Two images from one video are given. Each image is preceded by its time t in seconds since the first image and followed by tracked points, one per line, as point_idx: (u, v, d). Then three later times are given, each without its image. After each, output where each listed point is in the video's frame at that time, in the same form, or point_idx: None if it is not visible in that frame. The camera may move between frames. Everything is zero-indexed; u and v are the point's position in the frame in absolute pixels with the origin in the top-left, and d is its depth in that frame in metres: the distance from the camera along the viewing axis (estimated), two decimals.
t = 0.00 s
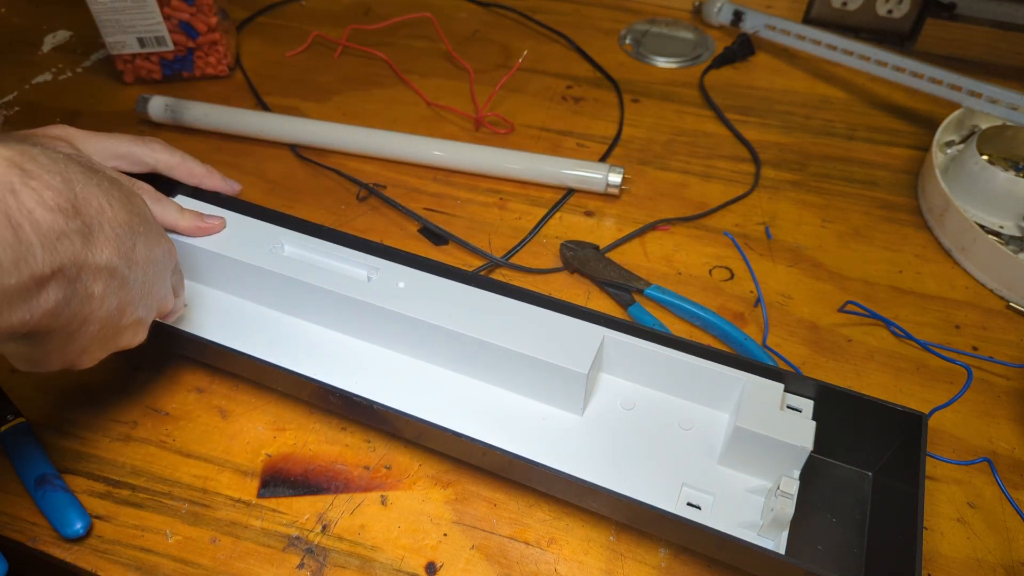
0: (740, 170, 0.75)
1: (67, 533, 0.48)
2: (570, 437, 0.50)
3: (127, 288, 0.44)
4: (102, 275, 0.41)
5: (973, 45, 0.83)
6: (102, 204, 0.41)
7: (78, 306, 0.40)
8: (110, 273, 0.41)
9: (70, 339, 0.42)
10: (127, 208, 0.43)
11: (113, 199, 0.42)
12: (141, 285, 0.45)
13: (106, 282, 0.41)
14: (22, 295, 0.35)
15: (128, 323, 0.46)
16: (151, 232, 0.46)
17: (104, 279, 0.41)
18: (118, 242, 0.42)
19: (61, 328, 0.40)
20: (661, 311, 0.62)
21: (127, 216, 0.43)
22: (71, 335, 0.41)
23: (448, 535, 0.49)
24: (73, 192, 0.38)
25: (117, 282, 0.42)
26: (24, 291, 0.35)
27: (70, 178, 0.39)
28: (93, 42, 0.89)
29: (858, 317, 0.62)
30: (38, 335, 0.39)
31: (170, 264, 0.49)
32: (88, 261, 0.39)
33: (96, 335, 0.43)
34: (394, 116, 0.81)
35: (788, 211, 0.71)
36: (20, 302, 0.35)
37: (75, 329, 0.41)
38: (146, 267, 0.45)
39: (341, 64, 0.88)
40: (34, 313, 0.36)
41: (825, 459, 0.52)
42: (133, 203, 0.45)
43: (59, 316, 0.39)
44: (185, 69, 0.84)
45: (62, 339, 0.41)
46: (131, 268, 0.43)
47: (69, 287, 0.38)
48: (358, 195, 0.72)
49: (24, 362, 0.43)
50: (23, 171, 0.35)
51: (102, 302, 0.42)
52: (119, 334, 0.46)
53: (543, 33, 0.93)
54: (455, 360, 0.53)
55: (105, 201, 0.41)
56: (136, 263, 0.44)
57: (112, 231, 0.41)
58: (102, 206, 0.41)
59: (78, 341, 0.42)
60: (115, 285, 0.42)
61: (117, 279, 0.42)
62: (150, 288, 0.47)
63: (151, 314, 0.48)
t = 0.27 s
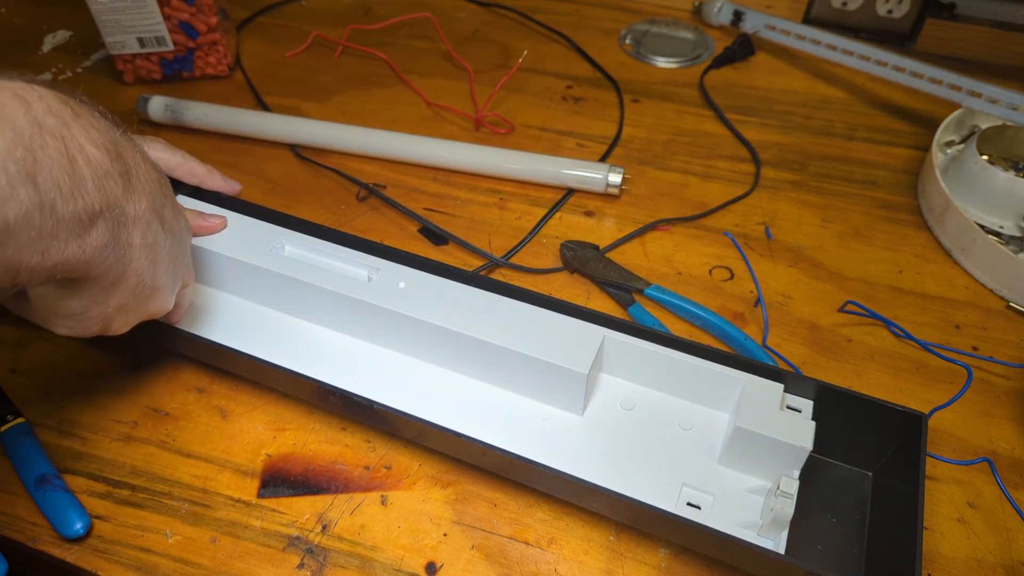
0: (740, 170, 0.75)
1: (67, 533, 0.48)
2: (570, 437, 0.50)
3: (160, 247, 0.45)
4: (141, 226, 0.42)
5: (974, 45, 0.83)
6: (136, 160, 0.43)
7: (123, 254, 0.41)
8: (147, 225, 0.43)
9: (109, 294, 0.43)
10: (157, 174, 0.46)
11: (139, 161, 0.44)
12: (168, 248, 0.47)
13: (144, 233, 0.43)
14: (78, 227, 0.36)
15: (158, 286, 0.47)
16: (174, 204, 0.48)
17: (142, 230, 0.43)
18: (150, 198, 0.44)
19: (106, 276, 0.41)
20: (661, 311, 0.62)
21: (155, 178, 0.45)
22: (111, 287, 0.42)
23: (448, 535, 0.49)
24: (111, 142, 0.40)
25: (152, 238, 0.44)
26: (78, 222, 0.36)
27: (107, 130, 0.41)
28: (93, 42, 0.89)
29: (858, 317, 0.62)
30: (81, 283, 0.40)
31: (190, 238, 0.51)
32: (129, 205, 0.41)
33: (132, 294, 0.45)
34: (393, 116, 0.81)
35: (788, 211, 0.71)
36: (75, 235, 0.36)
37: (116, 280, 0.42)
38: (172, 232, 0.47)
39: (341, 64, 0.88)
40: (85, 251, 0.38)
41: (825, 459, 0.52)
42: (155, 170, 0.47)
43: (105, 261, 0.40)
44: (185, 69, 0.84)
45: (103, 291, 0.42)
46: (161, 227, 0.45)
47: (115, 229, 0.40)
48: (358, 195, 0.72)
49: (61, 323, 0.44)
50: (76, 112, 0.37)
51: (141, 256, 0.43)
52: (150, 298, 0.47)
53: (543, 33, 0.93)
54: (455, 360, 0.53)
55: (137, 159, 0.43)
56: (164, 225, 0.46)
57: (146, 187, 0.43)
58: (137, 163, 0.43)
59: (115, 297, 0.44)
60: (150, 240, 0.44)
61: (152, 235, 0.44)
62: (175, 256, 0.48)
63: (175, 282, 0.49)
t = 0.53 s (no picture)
0: (740, 170, 0.75)
1: (66, 533, 0.48)
2: (570, 437, 0.50)
3: (158, 214, 0.45)
4: (137, 188, 0.43)
5: (974, 45, 0.83)
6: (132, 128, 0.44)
7: (120, 212, 0.42)
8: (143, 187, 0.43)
9: (107, 257, 0.43)
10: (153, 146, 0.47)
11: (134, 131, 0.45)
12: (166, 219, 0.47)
13: (141, 195, 0.43)
14: (76, 174, 0.37)
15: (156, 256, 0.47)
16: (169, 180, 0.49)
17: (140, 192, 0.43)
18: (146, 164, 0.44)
19: (105, 233, 0.41)
20: (661, 312, 0.62)
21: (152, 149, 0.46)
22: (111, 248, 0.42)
23: (448, 535, 0.49)
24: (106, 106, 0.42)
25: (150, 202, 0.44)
26: (77, 171, 0.37)
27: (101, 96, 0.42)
28: (93, 42, 0.89)
29: (858, 317, 0.62)
30: (78, 242, 0.40)
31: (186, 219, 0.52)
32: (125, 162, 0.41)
33: (132, 260, 0.44)
34: (394, 116, 0.81)
35: (788, 211, 0.71)
36: (74, 183, 0.37)
37: (115, 241, 0.42)
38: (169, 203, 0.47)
39: (341, 64, 0.88)
40: (83, 202, 0.38)
41: (824, 459, 0.52)
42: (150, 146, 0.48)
43: (102, 217, 0.40)
44: (185, 69, 0.84)
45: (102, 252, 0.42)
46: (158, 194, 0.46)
47: (112, 185, 0.40)
48: (358, 195, 0.72)
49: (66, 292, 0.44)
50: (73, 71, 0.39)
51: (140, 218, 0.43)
52: (150, 270, 0.47)
53: (543, 33, 0.93)
54: (455, 359, 0.53)
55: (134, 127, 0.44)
56: (162, 195, 0.46)
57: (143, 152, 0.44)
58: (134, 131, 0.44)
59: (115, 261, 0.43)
60: (148, 202, 0.44)
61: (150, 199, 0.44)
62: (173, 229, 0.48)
63: (174, 256, 0.49)
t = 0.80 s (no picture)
0: (740, 170, 0.75)
1: (66, 533, 0.48)
2: (570, 437, 0.50)
3: (164, 212, 0.45)
4: (145, 184, 0.43)
5: (974, 45, 0.83)
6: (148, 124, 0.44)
7: (125, 207, 0.42)
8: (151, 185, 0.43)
9: (106, 248, 0.42)
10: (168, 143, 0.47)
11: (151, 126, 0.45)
12: (173, 216, 0.47)
13: (148, 192, 0.43)
14: (87, 166, 0.37)
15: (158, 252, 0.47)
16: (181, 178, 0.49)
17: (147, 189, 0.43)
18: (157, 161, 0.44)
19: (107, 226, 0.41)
20: (661, 312, 0.62)
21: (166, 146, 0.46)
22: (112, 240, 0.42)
23: (448, 535, 0.49)
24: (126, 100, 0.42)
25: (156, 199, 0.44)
26: (88, 162, 0.37)
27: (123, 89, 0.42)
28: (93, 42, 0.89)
29: (858, 317, 0.62)
30: (80, 230, 0.40)
31: (196, 216, 0.52)
32: (136, 157, 0.41)
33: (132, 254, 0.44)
34: (394, 117, 0.81)
35: (788, 211, 0.71)
36: (85, 175, 0.37)
37: (117, 233, 0.42)
38: (177, 201, 0.47)
39: (341, 64, 0.88)
40: (91, 193, 0.38)
41: (825, 459, 0.52)
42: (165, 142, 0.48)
43: (107, 208, 0.40)
44: (185, 69, 0.84)
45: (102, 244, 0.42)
46: (166, 191, 0.46)
47: (121, 179, 0.40)
48: (358, 195, 0.72)
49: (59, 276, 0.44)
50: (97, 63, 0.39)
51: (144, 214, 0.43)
52: (149, 265, 0.47)
53: (543, 33, 0.93)
54: (455, 359, 0.53)
55: (151, 124, 0.44)
56: (168, 191, 0.46)
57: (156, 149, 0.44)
58: (150, 127, 0.44)
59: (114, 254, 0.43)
60: (154, 199, 0.44)
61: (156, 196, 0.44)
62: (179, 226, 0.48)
63: (177, 253, 0.49)
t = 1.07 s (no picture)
0: (740, 170, 0.75)
1: (66, 533, 0.48)
2: (570, 437, 0.50)
3: (170, 220, 0.45)
4: (154, 192, 0.42)
5: (973, 45, 0.83)
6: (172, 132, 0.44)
7: (129, 211, 0.41)
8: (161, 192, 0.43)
9: (103, 246, 0.42)
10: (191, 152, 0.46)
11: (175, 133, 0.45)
12: (180, 224, 0.46)
13: (155, 199, 0.42)
14: (98, 167, 0.36)
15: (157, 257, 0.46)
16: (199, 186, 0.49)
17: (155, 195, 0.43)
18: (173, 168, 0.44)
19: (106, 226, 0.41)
20: (661, 312, 0.62)
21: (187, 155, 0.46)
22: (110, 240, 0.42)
23: (448, 535, 0.49)
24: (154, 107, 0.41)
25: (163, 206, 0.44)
26: (98, 164, 0.36)
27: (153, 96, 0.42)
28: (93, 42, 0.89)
29: (858, 317, 0.62)
30: (80, 226, 0.40)
31: (208, 225, 0.51)
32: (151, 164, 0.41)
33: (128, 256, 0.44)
34: (394, 116, 0.81)
35: (788, 211, 0.71)
36: (95, 175, 0.36)
37: (115, 234, 0.42)
38: (188, 210, 0.47)
39: (341, 64, 0.88)
40: (98, 193, 0.38)
41: (824, 460, 0.52)
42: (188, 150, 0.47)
43: (110, 209, 0.39)
44: (185, 69, 0.84)
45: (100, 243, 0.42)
46: (177, 200, 0.45)
47: (131, 184, 0.40)
48: (358, 195, 0.72)
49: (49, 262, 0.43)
50: (128, 68, 0.39)
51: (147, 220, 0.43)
52: (145, 267, 0.46)
53: (543, 32, 0.93)
54: (455, 359, 0.53)
55: (174, 131, 0.44)
56: (179, 200, 0.46)
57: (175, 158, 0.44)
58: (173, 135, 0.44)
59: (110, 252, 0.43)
60: (162, 207, 0.44)
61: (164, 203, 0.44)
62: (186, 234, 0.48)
63: (179, 259, 0.49)
